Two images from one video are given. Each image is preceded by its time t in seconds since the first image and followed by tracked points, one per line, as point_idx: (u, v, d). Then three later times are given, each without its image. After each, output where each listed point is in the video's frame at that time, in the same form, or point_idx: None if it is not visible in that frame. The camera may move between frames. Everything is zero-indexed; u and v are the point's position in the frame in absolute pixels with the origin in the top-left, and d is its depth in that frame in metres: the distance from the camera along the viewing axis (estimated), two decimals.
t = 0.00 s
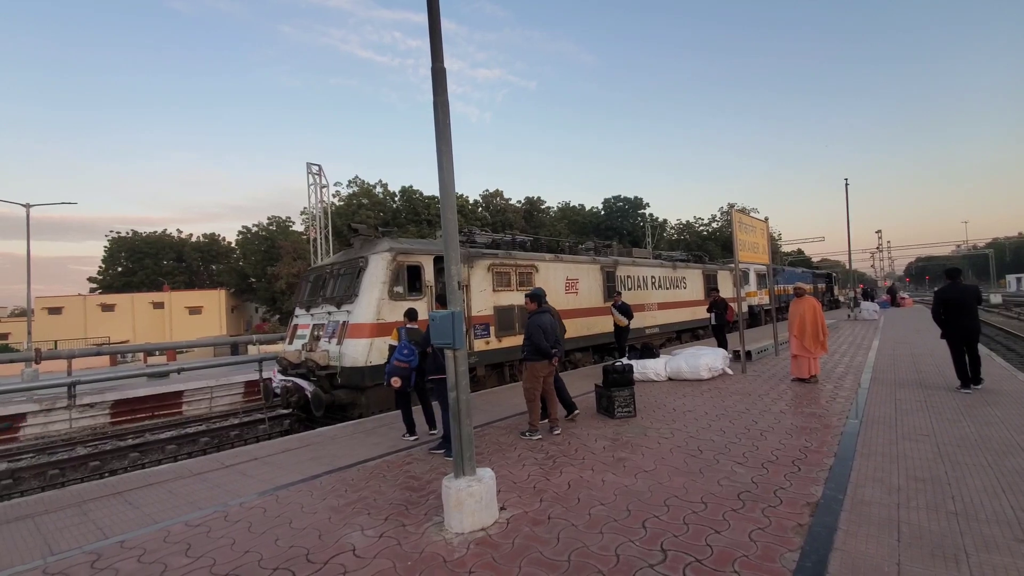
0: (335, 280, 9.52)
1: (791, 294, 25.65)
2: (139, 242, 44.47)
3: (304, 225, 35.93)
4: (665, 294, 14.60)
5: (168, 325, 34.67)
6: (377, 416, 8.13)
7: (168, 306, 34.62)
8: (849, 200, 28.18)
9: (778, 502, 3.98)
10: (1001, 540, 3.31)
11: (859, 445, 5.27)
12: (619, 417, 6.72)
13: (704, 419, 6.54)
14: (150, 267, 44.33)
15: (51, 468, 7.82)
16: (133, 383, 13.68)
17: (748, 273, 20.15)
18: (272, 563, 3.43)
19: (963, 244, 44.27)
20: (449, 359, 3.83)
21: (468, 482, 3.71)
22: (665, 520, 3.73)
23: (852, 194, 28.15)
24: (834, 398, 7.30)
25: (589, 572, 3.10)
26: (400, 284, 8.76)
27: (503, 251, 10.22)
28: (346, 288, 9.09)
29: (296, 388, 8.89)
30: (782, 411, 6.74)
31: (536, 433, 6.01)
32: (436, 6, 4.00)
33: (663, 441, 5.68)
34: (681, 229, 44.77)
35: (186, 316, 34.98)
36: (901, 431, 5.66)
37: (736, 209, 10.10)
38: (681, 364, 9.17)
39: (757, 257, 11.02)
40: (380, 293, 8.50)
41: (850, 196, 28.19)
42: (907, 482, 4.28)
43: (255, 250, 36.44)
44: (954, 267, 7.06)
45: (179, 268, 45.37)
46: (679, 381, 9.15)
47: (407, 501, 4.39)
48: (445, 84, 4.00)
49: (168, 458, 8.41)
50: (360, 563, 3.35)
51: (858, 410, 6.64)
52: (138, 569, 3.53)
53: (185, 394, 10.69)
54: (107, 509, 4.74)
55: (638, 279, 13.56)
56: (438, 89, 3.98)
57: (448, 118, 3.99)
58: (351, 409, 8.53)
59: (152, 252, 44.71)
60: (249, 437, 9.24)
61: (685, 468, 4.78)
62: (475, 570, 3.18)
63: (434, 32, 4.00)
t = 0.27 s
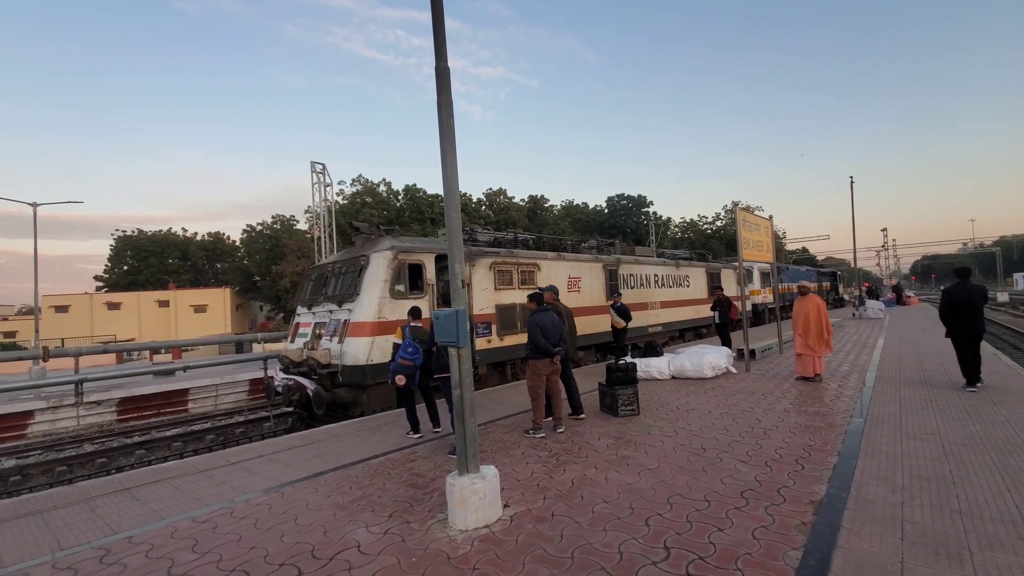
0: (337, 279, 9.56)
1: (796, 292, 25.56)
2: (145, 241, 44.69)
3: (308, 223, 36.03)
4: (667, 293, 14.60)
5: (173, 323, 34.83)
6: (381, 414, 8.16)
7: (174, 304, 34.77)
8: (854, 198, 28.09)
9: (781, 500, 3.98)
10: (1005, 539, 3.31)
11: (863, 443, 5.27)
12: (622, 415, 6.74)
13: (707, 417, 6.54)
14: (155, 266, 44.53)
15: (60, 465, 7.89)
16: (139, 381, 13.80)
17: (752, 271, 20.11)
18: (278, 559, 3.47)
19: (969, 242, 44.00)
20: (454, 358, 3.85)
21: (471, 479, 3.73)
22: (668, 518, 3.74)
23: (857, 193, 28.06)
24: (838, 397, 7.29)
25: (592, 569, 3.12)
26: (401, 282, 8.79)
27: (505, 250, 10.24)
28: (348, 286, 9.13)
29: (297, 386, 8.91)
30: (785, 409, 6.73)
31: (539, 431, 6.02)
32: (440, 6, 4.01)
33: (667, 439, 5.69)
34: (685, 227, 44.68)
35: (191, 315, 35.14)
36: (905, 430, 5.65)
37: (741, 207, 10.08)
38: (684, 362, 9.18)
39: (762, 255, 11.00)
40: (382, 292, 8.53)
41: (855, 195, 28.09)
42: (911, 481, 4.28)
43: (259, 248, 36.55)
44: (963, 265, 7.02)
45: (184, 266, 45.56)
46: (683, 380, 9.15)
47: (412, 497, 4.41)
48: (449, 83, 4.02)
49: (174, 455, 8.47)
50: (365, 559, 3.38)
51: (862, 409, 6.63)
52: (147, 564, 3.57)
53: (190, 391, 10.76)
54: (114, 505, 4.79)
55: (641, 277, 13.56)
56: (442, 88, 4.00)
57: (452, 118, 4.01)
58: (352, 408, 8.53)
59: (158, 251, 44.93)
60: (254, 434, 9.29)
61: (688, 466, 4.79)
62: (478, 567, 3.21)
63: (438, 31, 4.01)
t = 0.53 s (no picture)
0: (336, 278, 9.58)
1: (797, 292, 25.52)
2: (148, 240, 44.80)
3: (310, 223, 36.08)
4: (669, 292, 14.59)
5: (176, 322, 34.91)
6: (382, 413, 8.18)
7: (176, 303, 34.84)
8: (857, 198, 28.04)
9: (783, 500, 3.99)
10: (1007, 539, 3.31)
11: (865, 443, 5.27)
12: (624, 414, 6.74)
13: (709, 416, 6.55)
14: (158, 265, 44.64)
15: (64, 463, 7.93)
16: (142, 379, 13.85)
17: (753, 270, 20.09)
18: (282, 558, 3.48)
19: (972, 241, 43.87)
20: (455, 357, 3.86)
21: (474, 479, 3.74)
22: (670, 518, 3.75)
23: (859, 192, 28.01)
24: (840, 396, 7.28)
25: (594, 569, 3.12)
26: (400, 282, 8.80)
27: (505, 249, 10.25)
28: (347, 285, 9.14)
29: (295, 386, 8.96)
30: (787, 409, 6.73)
31: (541, 430, 6.03)
32: (442, 7, 4.02)
33: (669, 439, 5.69)
34: (686, 226, 44.64)
35: (193, 314, 35.21)
36: (907, 429, 5.65)
37: (742, 207, 10.07)
38: (686, 362, 9.18)
39: (764, 255, 11.00)
40: (381, 291, 8.55)
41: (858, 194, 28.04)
42: (913, 481, 4.28)
43: (261, 248, 36.60)
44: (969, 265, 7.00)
45: (187, 266, 45.65)
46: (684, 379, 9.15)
47: (414, 497, 4.43)
48: (451, 84, 4.02)
49: (178, 454, 8.50)
50: (367, 558, 3.39)
51: (864, 408, 6.62)
52: (151, 562, 3.59)
53: (194, 390, 10.80)
54: (118, 504, 4.81)
55: (642, 277, 13.56)
56: (444, 88, 4.00)
57: (454, 118, 4.01)
58: (351, 407, 8.56)
59: (160, 250, 45.05)
60: (257, 433, 9.32)
61: (690, 466, 4.80)
62: (481, 566, 3.22)
63: (440, 32, 4.02)
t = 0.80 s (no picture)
0: (335, 279, 9.58)
1: (798, 291, 25.51)
2: (148, 240, 44.84)
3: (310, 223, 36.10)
4: (669, 292, 14.60)
5: (176, 322, 34.93)
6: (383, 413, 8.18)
7: (177, 304, 34.86)
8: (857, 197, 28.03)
9: (784, 500, 3.99)
10: (1009, 539, 3.31)
11: (866, 443, 5.27)
12: (625, 415, 6.75)
13: (710, 417, 6.55)
14: (158, 265, 44.67)
15: (65, 464, 7.93)
16: (144, 379, 13.87)
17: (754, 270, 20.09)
18: (284, 558, 3.49)
19: (972, 241, 43.84)
20: (456, 358, 3.86)
21: (475, 479, 3.75)
22: (671, 518, 3.75)
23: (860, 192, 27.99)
24: (841, 396, 7.28)
25: (596, 569, 3.13)
26: (398, 282, 8.80)
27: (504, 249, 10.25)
28: (345, 286, 9.15)
29: (292, 387, 9.01)
30: (788, 409, 6.73)
31: (542, 430, 6.04)
32: (443, 9, 4.02)
33: (670, 439, 5.70)
34: (687, 226, 44.63)
35: (194, 314, 35.24)
36: (908, 429, 5.65)
37: (743, 207, 10.07)
38: (687, 362, 9.18)
39: (765, 254, 11.00)
40: (379, 292, 8.55)
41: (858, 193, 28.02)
42: (915, 481, 4.28)
43: (262, 248, 36.61)
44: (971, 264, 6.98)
45: (187, 266, 45.67)
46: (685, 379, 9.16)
47: (415, 497, 4.43)
48: (452, 85, 4.03)
49: (179, 454, 8.51)
50: (369, 558, 3.40)
51: (866, 408, 6.62)
52: (153, 563, 3.60)
53: (195, 391, 10.80)
54: (120, 505, 4.82)
55: (642, 277, 13.56)
56: (445, 89, 4.01)
57: (455, 118, 4.01)
58: (349, 408, 8.61)
59: (161, 250, 45.09)
60: (258, 434, 9.32)
61: (691, 466, 4.80)
62: (483, 567, 3.22)
63: (441, 33, 4.02)
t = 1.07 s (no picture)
0: (334, 278, 9.59)
1: (799, 291, 25.50)
2: (150, 241, 44.92)
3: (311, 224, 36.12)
4: (670, 292, 14.61)
5: (178, 322, 34.97)
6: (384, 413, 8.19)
7: (178, 304, 34.90)
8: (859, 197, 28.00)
9: (786, 500, 3.99)
10: (1009, 538, 3.31)
11: (868, 442, 5.27)
12: (626, 414, 6.75)
13: (711, 416, 6.54)
14: (160, 266, 44.74)
15: (67, 464, 7.94)
16: (146, 380, 13.89)
17: (755, 270, 20.08)
18: (286, 557, 3.50)
19: (974, 241, 43.78)
20: (458, 357, 3.87)
21: (476, 478, 3.75)
22: (672, 517, 3.75)
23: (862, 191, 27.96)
24: (842, 396, 7.27)
25: (598, 568, 3.13)
26: (397, 282, 8.81)
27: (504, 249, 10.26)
28: (344, 286, 9.15)
29: (291, 388, 9.04)
30: (790, 409, 6.73)
31: (543, 430, 6.04)
32: (445, 10, 4.03)
33: (671, 439, 5.70)
34: (688, 226, 44.60)
35: (196, 314, 35.28)
36: (910, 429, 5.65)
37: (744, 206, 10.06)
38: (688, 362, 9.18)
39: (766, 254, 10.99)
40: (378, 292, 8.56)
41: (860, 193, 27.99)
42: (916, 480, 4.27)
43: (264, 248, 36.64)
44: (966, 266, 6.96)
45: (189, 266, 45.72)
46: (686, 379, 9.15)
47: (417, 497, 4.43)
48: (454, 85, 4.03)
49: (181, 454, 8.51)
50: (371, 557, 3.40)
51: (867, 408, 6.62)
52: (156, 562, 3.61)
53: (196, 391, 10.82)
54: (122, 504, 4.83)
55: (643, 277, 13.57)
56: (446, 90, 4.01)
57: (457, 119, 4.02)
58: (347, 408, 8.64)
59: (163, 250, 45.18)
60: (259, 433, 9.33)
61: (692, 466, 4.80)
62: (484, 565, 3.22)
63: (443, 33, 4.03)
